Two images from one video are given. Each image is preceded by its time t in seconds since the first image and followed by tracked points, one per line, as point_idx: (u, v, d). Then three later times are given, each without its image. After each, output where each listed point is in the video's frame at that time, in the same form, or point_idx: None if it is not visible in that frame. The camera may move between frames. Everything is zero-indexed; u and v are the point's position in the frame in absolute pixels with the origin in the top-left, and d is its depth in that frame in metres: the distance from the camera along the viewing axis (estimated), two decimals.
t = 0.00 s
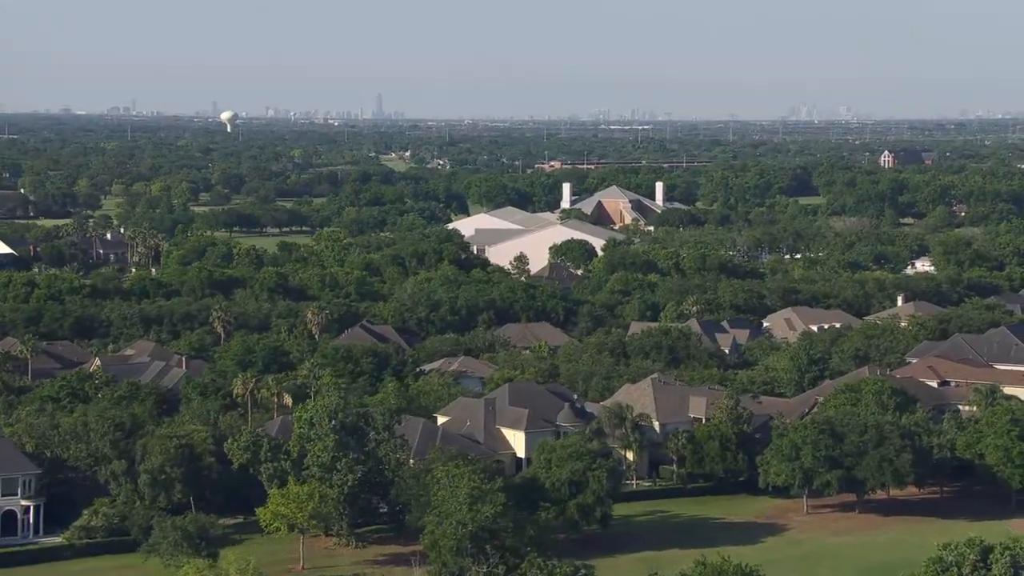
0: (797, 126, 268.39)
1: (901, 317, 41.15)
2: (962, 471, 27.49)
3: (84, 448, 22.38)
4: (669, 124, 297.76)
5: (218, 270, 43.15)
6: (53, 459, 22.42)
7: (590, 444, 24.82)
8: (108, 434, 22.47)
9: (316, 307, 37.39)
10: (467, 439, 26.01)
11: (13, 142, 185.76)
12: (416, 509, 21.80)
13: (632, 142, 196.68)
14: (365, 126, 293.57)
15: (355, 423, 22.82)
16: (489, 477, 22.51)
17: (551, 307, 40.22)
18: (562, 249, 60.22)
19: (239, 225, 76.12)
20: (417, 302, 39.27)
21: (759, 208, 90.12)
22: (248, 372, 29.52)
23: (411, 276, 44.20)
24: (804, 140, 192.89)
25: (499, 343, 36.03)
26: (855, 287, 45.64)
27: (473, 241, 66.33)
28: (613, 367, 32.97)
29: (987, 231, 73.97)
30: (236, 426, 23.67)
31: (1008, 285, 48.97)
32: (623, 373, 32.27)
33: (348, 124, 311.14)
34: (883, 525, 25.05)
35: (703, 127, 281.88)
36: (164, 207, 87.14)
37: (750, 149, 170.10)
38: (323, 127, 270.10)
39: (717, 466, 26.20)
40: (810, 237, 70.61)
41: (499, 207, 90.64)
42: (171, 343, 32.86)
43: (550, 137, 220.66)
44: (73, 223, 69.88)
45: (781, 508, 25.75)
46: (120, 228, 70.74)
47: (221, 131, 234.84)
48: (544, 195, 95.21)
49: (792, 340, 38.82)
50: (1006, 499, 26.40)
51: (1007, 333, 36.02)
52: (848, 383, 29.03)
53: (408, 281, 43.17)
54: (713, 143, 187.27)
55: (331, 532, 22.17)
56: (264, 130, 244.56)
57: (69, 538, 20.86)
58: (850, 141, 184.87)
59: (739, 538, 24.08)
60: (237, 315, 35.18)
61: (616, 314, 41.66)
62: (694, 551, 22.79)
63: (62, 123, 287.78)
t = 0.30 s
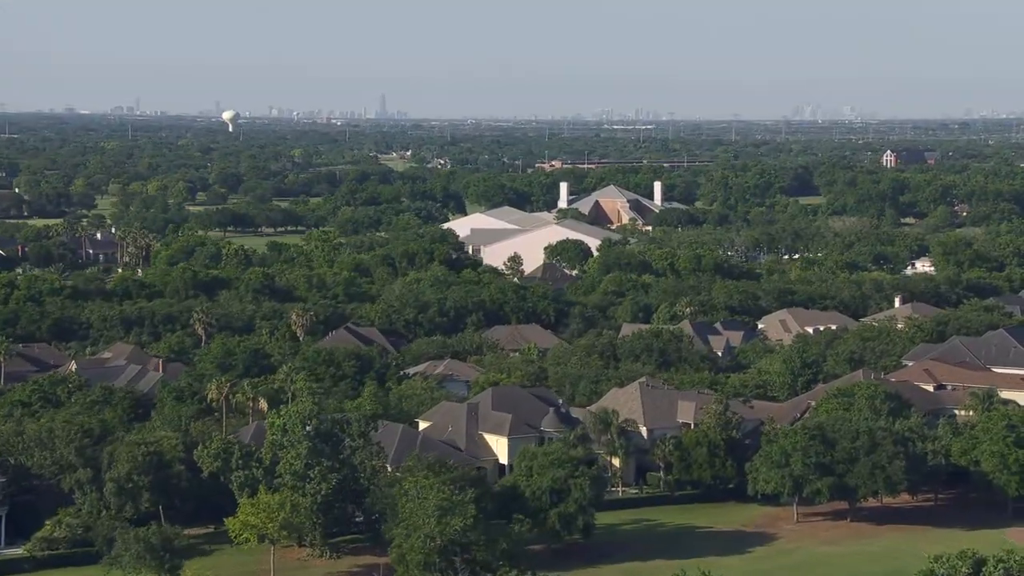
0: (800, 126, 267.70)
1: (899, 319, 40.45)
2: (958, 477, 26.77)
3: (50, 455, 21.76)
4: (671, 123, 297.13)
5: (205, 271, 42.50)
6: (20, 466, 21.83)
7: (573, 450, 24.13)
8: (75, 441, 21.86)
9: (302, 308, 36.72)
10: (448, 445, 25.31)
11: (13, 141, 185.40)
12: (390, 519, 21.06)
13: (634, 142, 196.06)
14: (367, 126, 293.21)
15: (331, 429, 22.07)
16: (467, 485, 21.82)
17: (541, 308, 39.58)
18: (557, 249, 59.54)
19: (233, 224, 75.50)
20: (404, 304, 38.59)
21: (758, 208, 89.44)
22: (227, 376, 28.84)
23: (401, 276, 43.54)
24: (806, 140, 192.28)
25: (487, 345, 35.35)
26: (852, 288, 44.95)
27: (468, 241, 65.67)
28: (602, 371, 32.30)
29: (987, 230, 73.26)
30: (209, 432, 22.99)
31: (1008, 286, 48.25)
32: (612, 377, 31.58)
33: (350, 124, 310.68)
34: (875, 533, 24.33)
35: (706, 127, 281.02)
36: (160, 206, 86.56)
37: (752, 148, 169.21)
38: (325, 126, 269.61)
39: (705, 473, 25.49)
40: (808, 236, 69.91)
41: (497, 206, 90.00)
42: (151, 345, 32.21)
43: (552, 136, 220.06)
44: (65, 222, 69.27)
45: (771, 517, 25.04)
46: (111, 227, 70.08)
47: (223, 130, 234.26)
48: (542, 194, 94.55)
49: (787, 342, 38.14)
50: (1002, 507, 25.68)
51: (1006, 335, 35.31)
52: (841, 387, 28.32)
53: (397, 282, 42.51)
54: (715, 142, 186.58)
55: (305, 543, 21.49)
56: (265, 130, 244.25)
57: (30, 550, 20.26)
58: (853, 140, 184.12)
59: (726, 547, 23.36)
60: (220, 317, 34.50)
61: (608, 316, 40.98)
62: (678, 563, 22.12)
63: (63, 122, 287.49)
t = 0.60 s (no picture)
0: (803, 125, 266.69)
1: (896, 320, 39.72)
2: (954, 484, 26.07)
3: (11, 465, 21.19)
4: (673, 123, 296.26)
5: (189, 271, 41.81)
6: None
7: (555, 458, 23.40)
8: (38, 448, 21.18)
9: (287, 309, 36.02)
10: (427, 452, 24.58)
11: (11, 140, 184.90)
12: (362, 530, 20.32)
13: (636, 141, 195.30)
14: (368, 126, 292.53)
15: (304, 436, 21.29)
16: (445, 496, 21.04)
17: (531, 309, 38.90)
18: (552, 249, 58.81)
19: (227, 224, 74.86)
20: (392, 304, 37.88)
21: (758, 207, 88.69)
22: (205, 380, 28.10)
23: (391, 277, 42.81)
24: (809, 139, 191.28)
25: (474, 347, 34.63)
26: (849, 288, 44.22)
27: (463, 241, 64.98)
28: (590, 374, 31.58)
29: (989, 230, 72.47)
30: (178, 439, 22.26)
31: (1008, 286, 47.50)
32: (601, 380, 30.86)
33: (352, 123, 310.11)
34: (869, 542, 23.60)
35: (708, 126, 280.28)
36: (154, 204, 85.90)
37: (753, 148, 168.40)
38: (327, 125, 269.08)
39: (692, 480, 24.75)
40: (807, 236, 69.17)
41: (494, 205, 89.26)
42: (129, 347, 31.52)
43: (554, 135, 219.19)
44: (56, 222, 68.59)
45: (761, 526, 24.30)
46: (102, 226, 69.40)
47: (224, 129, 233.87)
48: (540, 193, 93.80)
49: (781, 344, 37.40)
50: (998, 516, 24.96)
51: (1004, 337, 34.59)
52: (834, 391, 27.61)
53: (385, 283, 41.78)
54: (717, 141, 185.69)
55: (276, 554, 20.79)
56: (266, 129, 243.87)
57: None
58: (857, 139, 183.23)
59: (713, 557, 22.65)
60: (202, 317, 33.79)
61: (600, 317, 40.26)
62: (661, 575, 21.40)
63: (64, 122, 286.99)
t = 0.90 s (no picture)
0: (807, 124, 265.61)
1: (896, 322, 38.78)
2: (952, 493, 25.16)
3: None
4: (676, 122, 295.12)
5: (173, 271, 40.96)
6: None
7: (536, 467, 22.49)
8: None
9: (269, 311, 35.16)
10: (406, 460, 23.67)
11: (10, 139, 184.36)
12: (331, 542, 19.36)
13: (639, 139, 194.31)
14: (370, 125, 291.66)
15: (273, 444, 20.34)
16: (420, 506, 20.22)
17: (522, 311, 38.03)
18: (548, 249, 57.91)
19: (220, 223, 74.10)
20: (379, 306, 36.99)
21: (759, 206, 87.72)
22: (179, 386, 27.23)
23: (380, 278, 41.93)
24: (814, 138, 189.94)
25: (461, 350, 33.75)
26: (849, 289, 43.27)
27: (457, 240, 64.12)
28: (579, 378, 30.66)
29: (995, 229, 71.45)
30: (144, 446, 21.37)
31: (1012, 287, 46.53)
32: (590, 384, 29.96)
33: (355, 121, 309.40)
34: (863, 554, 22.69)
35: (713, 125, 279.03)
36: (148, 204, 85.15)
37: (757, 146, 167.42)
38: (329, 124, 268.57)
39: (681, 489, 23.88)
40: (809, 235, 68.19)
41: (492, 203, 88.37)
42: (104, 350, 30.65)
43: (556, 134, 218.28)
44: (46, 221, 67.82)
45: (751, 536, 23.38)
46: (93, 226, 68.62)
47: (225, 129, 233.34)
48: (539, 192, 92.88)
49: (777, 346, 36.49)
50: (998, 526, 24.01)
51: (1006, 340, 33.68)
52: (828, 396, 26.71)
53: (373, 283, 40.92)
54: (720, 141, 184.54)
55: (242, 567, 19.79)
56: (268, 128, 243.31)
57: None
58: (862, 138, 182.13)
59: (700, 570, 21.72)
60: (181, 319, 32.93)
61: (593, 319, 39.35)
62: None
63: (66, 120, 286.76)
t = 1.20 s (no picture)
0: (813, 123, 264.66)
1: (895, 322, 38.05)
2: (950, 501, 24.43)
3: None
4: (680, 121, 294.22)
5: (160, 271, 40.30)
6: None
7: (518, 475, 21.77)
8: None
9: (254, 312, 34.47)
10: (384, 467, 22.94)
11: (12, 138, 183.97)
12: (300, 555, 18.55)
13: (643, 138, 193.61)
14: (374, 123, 290.99)
15: (244, 452, 19.57)
16: (395, 517, 19.51)
17: (513, 312, 37.34)
18: (545, 248, 57.17)
19: (216, 221, 73.49)
20: (367, 307, 36.26)
21: (762, 205, 86.92)
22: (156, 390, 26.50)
23: (370, 278, 41.21)
24: (819, 136, 188.79)
25: (450, 352, 33.05)
26: (849, 289, 42.54)
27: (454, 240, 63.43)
28: (568, 381, 29.96)
29: (1000, 228, 70.64)
30: (111, 454, 20.69)
31: (1015, 287, 45.79)
32: (580, 388, 29.22)
33: (359, 119, 308.95)
34: (857, 564, 21.97)
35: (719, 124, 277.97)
36: (145, 203, 84.59)
37: (762, 144, 166.51)
38: (333, 123, 268.20)
39: (669, 497, 23.11)
40: (810, 234, 67.39)
41: (492, 202, 87.64)
42: (83, 352, 29.98)
43: (561, 132, 217.57)
44: (40, 220, 67.22)
45: (741, 546, 22.64)
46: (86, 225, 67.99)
47: (229, 128, 232.84)
48: (539, 191, 92.12)
49: (774, 349, 35.79)
50: (997, 535, 23.31)
51: (1006, 342, 32.96)
52: (823, 400, 26.00)
53: (363, 284, 40.21)
54: (724, 140, 183.70)
55: None
56: (271, 127, 242.98)
57: None
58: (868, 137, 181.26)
59: None
60: (164, 320, 32.23)
61: (586, 320, 38.64)
62: None
63: (69, 118, 286.33)
